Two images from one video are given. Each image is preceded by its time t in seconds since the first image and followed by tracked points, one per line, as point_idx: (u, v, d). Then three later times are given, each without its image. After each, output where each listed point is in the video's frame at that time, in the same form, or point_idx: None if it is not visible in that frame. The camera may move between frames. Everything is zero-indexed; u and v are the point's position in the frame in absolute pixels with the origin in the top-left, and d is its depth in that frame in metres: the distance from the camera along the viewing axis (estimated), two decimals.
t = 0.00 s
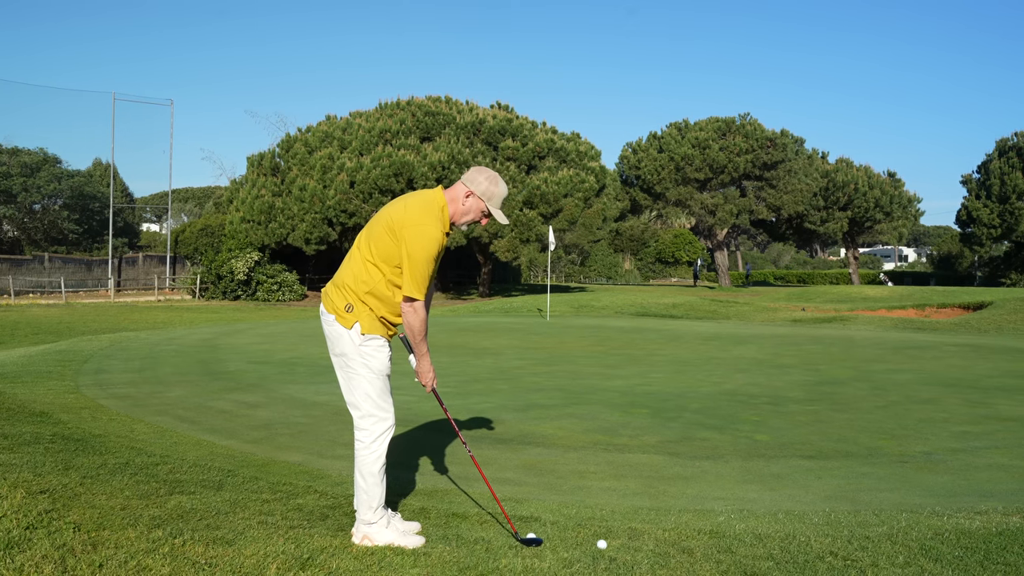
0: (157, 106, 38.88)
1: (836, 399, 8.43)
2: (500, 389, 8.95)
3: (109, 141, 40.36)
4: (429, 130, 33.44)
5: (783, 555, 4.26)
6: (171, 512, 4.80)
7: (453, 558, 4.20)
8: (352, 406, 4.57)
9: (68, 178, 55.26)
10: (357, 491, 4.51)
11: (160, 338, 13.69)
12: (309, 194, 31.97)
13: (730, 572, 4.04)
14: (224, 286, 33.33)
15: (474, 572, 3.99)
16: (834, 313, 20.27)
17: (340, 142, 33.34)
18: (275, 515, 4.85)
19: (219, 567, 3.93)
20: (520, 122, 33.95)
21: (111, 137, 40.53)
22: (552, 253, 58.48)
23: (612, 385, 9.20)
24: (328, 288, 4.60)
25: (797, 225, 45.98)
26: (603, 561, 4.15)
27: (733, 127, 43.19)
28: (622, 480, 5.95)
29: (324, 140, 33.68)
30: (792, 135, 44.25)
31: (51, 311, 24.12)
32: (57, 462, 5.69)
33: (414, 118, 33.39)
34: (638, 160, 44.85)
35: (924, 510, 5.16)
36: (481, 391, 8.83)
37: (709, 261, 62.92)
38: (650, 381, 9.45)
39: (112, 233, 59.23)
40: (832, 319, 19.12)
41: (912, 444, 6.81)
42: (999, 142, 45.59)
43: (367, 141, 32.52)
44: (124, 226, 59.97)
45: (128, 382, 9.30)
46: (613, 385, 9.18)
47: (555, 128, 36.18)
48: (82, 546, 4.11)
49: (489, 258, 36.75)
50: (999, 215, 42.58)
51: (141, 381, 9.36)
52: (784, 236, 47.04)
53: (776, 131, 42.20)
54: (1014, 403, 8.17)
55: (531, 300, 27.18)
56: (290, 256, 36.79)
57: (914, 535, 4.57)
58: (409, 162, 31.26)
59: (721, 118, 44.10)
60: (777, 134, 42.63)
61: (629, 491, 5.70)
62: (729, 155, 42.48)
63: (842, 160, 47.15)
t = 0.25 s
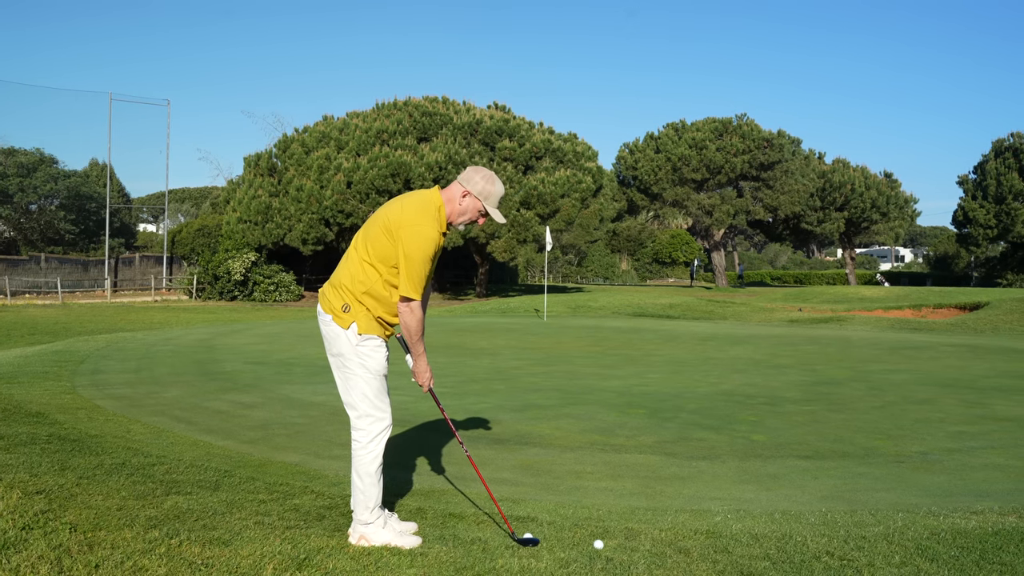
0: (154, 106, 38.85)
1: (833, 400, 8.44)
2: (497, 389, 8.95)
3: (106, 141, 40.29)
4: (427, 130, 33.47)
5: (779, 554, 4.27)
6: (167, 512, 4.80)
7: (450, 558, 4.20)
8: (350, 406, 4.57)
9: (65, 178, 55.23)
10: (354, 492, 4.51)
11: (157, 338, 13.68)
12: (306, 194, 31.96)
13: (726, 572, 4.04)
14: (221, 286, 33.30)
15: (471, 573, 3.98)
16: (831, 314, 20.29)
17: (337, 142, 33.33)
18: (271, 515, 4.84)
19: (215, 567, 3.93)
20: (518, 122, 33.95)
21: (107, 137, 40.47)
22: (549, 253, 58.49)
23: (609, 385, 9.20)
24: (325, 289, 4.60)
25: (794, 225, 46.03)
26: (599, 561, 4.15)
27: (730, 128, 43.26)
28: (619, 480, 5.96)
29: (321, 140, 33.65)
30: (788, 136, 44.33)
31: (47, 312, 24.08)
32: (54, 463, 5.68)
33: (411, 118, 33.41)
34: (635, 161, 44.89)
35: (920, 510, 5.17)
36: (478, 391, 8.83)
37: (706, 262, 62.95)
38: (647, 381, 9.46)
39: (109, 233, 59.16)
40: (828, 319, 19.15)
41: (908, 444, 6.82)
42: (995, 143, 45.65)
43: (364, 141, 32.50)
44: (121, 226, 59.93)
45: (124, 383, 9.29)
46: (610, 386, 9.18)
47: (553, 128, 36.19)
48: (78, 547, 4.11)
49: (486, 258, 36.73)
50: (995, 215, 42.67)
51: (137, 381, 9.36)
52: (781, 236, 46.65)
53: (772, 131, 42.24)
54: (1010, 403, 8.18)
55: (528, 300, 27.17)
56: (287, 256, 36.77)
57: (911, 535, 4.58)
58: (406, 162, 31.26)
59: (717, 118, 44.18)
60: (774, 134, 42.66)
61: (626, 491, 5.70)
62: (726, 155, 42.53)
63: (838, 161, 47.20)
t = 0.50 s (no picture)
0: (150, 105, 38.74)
1: (829, 399, 8.44)
2: (494, 389, 8.94)
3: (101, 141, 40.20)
4: (423, 130, 33.48)
5: (776, 553, 4.27)
6: (163, 512, 4.79)
7: (447, 557, 4.19)
8: (346, 405, 4.57)
9: (61, 177, 55.23)
10: (350, 491, 4.50)
11: (153, 338, 13.65)
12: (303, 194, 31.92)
13: (723, 571, 4.04)
14: (217, 286, 33.24)
15: (467, 572, 3.98)
16: (827, 313, 20.30)
17: (333, 142, 33.28)
18: (268, 515, 4.83)
19: (212, 567, 3.92)
20: (514, 122, 33.91)
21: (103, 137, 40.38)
22: (546, 253, 58.48)
23: (605, 385, 9.20)
24: (322, 288, 4.59)
25: (791, 225, 46.08)
26: (596, 561, 4.15)
27: (726, 127, 43.28)
28: (615, 480, 5.95)
29: (318, 140, 33.60)
30: (785, 135, 44.34)
31: (43, 311, 24.02)
32: (50, 463, 5.67)
33: (408, 118, 33.49)
34: (632, 160, 44.89)
35: (916, 509, 5.18)
36: (474, 391, 8.82)
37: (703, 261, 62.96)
38: (644, 381, 9.46)
39: (105, 233, 59.04)
40: (825, 318, 19.16)
41: (905, 444, 6.82)
42: (991, 142, 45.67)
43: (361, 140, 32.48)
44: (117, 226, 59.89)
45: (121, 382, 9.28)
46: (606, 385, 9.18)
47: (549, 127, 36.16)
48: (74, 547, 4.10)
49: (483, 258, 36.70)
50: (991, 215, 42.72)
51: (133, 381, 9.34)
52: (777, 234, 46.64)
53: (769, 131, 42.26)
54: (1007, 402, 8.19)
55: (525, 300, 27.15)
56: (284, 255, 36.72)
57: (906, 534, 4.58)
58: (403, 162, 31.23)
59: (714, 118, 44.21)
60: (771, 134, 42.67)
61: (622, 490, 5.70)
62: (722, 154, 42.54)
63: (835, 160, 47.22)
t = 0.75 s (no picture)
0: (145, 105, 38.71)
1: (824, 399, 8.45)
2: (489, 389, 8.94)
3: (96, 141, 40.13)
4: (419, 130, 33.45)
5: (771, 553, 4.27)
6: (158, 513, 4.79)
7: (441, 557, 4.19)
8: (341, 405, 4.57)
9: (56, 177, 55.17)
10: (345, 491, 4.50)
11: (148, 338, 13.63)
12: (298, 193, 31.89)
13: (718, 571, 4.03)
14: (213, 286, 33.18)
15: (462, 572, 3.98)
16: (822, 313, 20.33)
17: (329, 141, 33.24)
18: (263, 515, 4.83)
19: (206, 568, 3.92)
20: (510, 122, 33.90)
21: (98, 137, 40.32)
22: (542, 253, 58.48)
23: (601, 385, 9.19)
24: (317, 288, 4.59)
25: (787, 225, 46.14)
26: (590, 561, 4.15)
27: (722, 127, 43.31)
28: (610, 480, 5.95)
29: (313, 139, 33.57)
30: (781, 135, 44.38)
31: (38, 311, 23.95)
32: (44, 463, 5.66)
33: (404, 118, 33.44)
34: (627, 160, 44.90)
35: (911, 508, 5.18)
36: (470, 391, 8.82)
37: (699, 261, 63.02)
38: (639, 380, 9.46)
39: (99, 233, 58.93)
40: (820, 318, 19.18)
41: (899, 443, 6.83)
42: (987, 142, 45.72)
43: (357, 140, 32.46)
44: (113, 225, 59.81)
45: (115, 382, 9.26)
46: (602, 385, 9.18)
47: (545, 127, 36.16)
48: (68, 547, 4.09)
49: (479, 258, 36.69)
50: (986, 215, 42.73)
51: (128, 381, 9.33)
52: (773, 235, 46.98)
53: (765, 131, 42.32)
54: (1001, 402, 8.21)
55: (520, 299, 27.13)
56: (279, 255, 36.68)
57: (901, 533, 4.58)
58: (398, 162, 31.20)
59: (710, 118, 44.26)
60: (767, 134, 42.73)
61: (617, 490, 5.70)
62: (718, 155, 42.56)
63: (830, 160, 47.26)
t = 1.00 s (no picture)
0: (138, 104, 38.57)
1: (817, 399, 8.47)
2: (483, 389, 8.94)
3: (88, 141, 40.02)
4: (413, 130, 33.45)
5: (763, 554, 4.28)
6: (150, 514, 4.77)
7: (435, 558, 4.19)
8: (334, 406, 4.56)
9: (48, 177, 55.10)
10: (338, 492, 4.49)
11: (142, 339, 13.61)
12: (292, 194, 31.88)
13: (711, 572, 4.04)
14: (206, 287, 33.13)
15: (456, 573, 3.98)
16: (815, 314, 20.37)
17: (323, 142, 33.23)
18: (255, 517, 4.82)
19: (199, 570, 3.90)
20: (504, 123, 33.92)
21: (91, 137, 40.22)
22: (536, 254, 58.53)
23: (594, 385, 9.21)
24: (310, 289, 4.58)
25: (779, 226, 46.29)
26: (584, 562, 4.15)
27: (716, 128, 43.43)
28: (604, 480, 5.96)
29: (307, 140, 33.55)
30: (774, 137, 44.51)
31: (31, 312, 23.90)
32: (36, 465, 5.64)
33: (397, 118, 33.43)
34: (621, 161, 44.93)
35: (902, 509, 5.20)
36: (463, 391, 8.83)
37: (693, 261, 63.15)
38: (632, 381, 9.47)
39: (92, 233, 58.73)
40: (813, 319, 19.24)
41: (892, 444, 6.86)
42: (979, 144, 45.86)
43: (350, 141, 32.42)
44: (105, 226, 59.71)
45: (108, 383, 9.25)
46: (595, 386, 9.19)
47: (539, 128, 36.20)
48: (59, 549, 4.07)
49: (473, 259, 36.70)
50: (978, 216, 42.85)
51: (121, 382, 9.32)
52: (766, 236, 46.97)
53: (758, 132, 42.45)
54: (993, 403, 8.24)
55: (514, 300, 27.11)
56: (272, 256, 36.60)
57: (893, 534, 4.60)
58: (392, 162, 31.21)
59: (703, 119, 44.34)
60: (759, 135, 42.86)
61: (611, 491, 5.71)
62: (711, 156, 42.65)
63: (823, 162, 47.40)
